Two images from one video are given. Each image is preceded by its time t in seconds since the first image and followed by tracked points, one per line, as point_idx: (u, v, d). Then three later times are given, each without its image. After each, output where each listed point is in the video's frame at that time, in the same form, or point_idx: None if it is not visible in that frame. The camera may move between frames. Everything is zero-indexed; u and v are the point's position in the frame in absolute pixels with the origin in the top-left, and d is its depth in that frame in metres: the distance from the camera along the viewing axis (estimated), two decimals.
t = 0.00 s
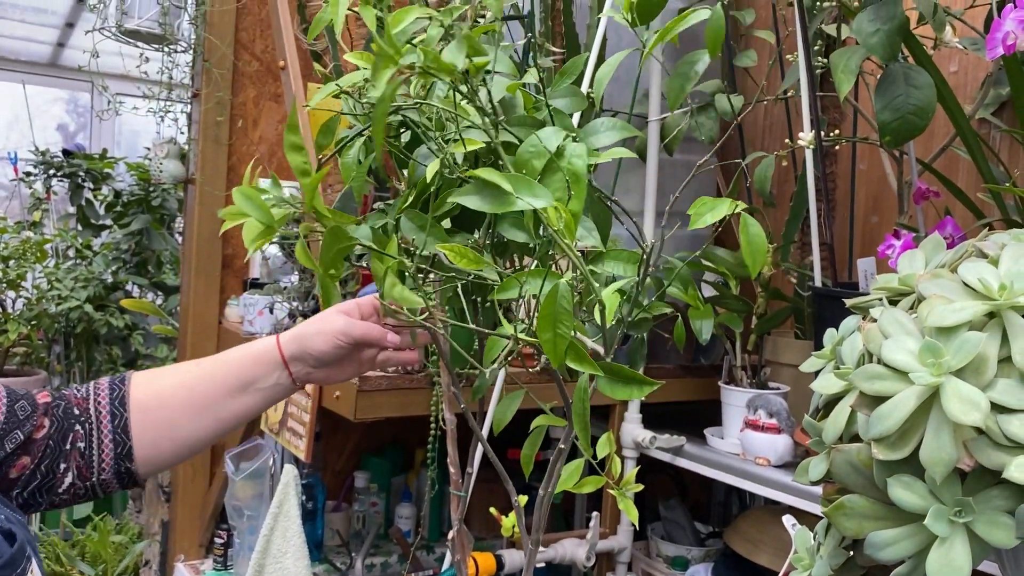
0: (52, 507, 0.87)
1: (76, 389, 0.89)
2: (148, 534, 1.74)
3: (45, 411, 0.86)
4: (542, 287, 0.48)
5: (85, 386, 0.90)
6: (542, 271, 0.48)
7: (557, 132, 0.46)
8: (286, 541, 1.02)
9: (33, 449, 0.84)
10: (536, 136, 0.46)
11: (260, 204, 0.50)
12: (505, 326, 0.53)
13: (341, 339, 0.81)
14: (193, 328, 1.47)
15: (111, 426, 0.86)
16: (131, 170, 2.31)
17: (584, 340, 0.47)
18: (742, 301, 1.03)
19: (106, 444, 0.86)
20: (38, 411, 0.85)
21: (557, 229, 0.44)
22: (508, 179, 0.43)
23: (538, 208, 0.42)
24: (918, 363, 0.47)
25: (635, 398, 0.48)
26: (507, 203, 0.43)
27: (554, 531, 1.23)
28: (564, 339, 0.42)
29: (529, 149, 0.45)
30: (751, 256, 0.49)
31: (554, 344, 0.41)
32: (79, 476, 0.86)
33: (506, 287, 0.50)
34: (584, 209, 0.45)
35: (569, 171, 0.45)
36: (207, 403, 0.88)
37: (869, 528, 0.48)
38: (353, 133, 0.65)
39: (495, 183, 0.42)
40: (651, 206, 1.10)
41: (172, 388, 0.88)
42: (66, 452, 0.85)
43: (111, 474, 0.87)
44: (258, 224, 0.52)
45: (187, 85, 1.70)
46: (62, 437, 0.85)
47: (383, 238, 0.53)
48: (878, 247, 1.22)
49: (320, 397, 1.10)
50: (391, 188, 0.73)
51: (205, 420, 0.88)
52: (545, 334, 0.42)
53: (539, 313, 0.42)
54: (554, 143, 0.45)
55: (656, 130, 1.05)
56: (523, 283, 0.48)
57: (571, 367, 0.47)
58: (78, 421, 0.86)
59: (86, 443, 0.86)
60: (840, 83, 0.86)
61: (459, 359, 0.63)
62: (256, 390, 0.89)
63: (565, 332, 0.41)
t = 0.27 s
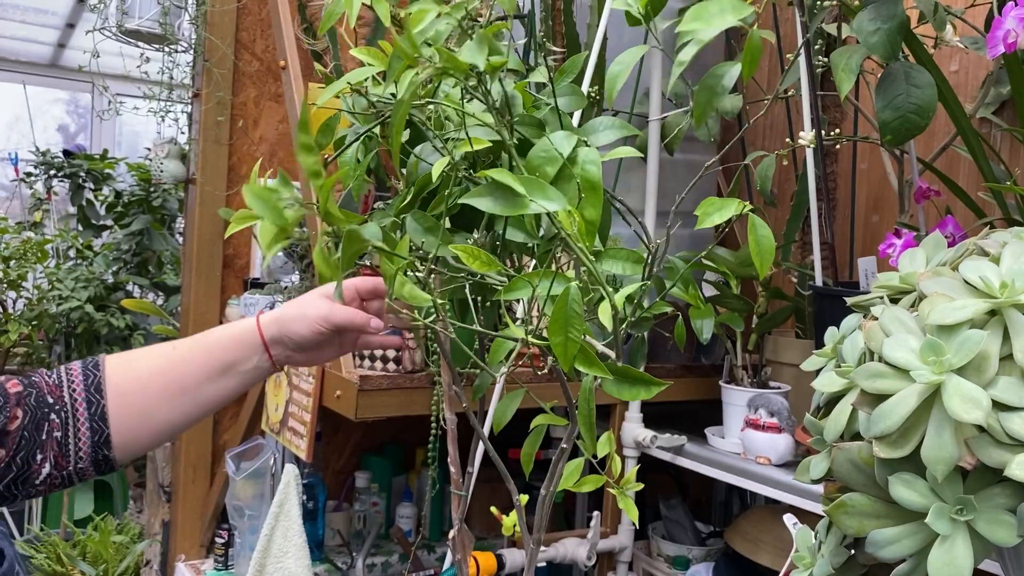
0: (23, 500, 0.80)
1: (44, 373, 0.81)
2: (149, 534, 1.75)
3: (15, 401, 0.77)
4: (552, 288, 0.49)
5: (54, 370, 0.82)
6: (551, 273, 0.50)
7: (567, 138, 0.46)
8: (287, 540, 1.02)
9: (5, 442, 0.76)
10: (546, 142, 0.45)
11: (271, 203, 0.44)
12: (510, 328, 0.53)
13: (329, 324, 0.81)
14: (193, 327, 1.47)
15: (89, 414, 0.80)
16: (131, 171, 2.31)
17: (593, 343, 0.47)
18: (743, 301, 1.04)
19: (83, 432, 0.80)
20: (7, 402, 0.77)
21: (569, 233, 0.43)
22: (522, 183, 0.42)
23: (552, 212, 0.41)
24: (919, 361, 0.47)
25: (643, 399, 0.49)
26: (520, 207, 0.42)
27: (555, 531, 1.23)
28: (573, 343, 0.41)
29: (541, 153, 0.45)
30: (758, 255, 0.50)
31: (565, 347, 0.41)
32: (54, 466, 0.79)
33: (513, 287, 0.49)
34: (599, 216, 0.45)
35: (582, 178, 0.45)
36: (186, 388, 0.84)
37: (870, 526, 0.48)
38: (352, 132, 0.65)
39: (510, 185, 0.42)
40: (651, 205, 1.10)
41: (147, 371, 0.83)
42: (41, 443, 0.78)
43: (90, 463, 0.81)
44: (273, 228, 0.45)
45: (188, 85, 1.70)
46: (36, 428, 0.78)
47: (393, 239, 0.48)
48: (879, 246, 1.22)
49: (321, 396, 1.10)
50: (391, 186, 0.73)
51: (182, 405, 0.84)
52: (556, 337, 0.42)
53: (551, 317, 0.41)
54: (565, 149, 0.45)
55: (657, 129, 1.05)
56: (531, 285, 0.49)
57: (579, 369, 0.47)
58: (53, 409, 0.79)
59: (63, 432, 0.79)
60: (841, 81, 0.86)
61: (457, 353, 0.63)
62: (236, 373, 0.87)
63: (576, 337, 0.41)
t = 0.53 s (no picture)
0: (18, 492, 0.81)
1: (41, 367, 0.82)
2: (151, 532, 1.75)
3: (9, 394, 0.79)
4: (567, 297, 0.48)
5: (49, 363, 0.83)
6: (563, 280, 0.49)
7: (577, 131, 0.46)
8: (289, 537, 1.02)
9: None
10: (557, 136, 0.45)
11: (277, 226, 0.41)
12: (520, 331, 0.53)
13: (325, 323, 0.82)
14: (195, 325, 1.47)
15: (82, 409, 0.81)
16: (132, 169, 2.31)
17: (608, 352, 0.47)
18: (744, 298, 1.04)
19: (76, 427, 0.81)
20: (2, 396, 0.78)
21: (589, 241, 0.43)
22: (539, 193, 0.41)
23: (570, 223, 0.41)
24: (922, 357, 0.46)
25: (657, 403, 0.49)
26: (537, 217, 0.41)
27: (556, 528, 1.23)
28: (589, 352, 0.41)
29: (551, 148, 0.44)
30: (773, 254, 0.49)
31: (581, 357, 0.41)
32: (48, 460, 0.81)
33: (528, 299, 0.48)
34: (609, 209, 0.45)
35: (593, 171, 0.45)
36: (183, 382, 0.84)
37: (873, 522, 0.47)
38: (355, 128, 0.65)
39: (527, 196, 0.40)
40: (653, 202, 1.10)
41: (144, 365, 0.84)
42: (35, 438, 0.79)
43: (83, 457, 0.82)
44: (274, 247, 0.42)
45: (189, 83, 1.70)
46: (30, 422, 0.79)
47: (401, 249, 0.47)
48: (880, 243, 1.22)
49: (322, 393, 1.10)
50: (393, 183, 0.73)
51: (179, 399, 0.84)
52: (572, 346, 0.41)
53: (567, 325, 0.41)
54: (575, 144, 0.45)
55: (658, 126, 1.04)
56: (544, 295, 0.48)
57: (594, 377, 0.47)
58: (47, 404, 0.80)
59: (56, 427, 0.80)
60: (842, 78, 0.86)
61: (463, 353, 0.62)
62: (234, 367, 0.87)
63: (593, 346, 0.40)
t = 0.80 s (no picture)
0: (24, 488, 0.81)
1: (47, 361, 0.82)
2: (153, 529, 1.75)
3: (16, 388, 0.78)
4: (591, 311, 0.47)
5: (55, 356, 0.83)
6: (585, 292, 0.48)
7: (597, 136, 0.45)
8: (291, 534, 1.02)
9: (6, 430, 0.77)
10: (576, 142, 0.45)
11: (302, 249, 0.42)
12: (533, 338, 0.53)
13: (331, 316, 0.81)
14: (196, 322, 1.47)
15: (89, 403, 0.81)
16: (134, 166, 2.31)
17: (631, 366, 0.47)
18: (746, 295, 1.03)
19: (84, 421, 0.81)
20: (8, 389, 0.78)
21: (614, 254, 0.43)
22: (570, 208, 0.40)
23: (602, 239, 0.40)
24: (926, 352, 0.46)
25: (668, 410, 0.50)
26: (569, 234, 0.40)
27: (558, 525, 1.23)
28: (614, 367, 0.40)
29: (570, 155, 0.44)
30: (789, 257, 0.49)
31: (606, 373, 0.40)
32: (56, 454, 0.80)
33: (550, 316, 0.48)
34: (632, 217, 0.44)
35: (615, 179, 0.44)
36: (189, 375, 0.85)
37: (876, 517, 0.47)
38: (356, 125, 0.65)
39: (558, 212, 0.40)
40: (655, 199, 1.10)
41: (149, 359, 0.84)
42: (43, 431, 0.79)
43: (90, 451, 0.82)
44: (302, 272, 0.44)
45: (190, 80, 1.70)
46: (37, 416, 0.79)
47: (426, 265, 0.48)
48: (883, 240, 1.21)
49: (325, 389, 1.10)
50: (395, 179, 0.73)
51: (184, 393, 0.85)
52: (596, 362, 0.40)
53: (593, 341, 0.40)
54: (598, 148, 0.44)
55: (661, 123, 1.04)
56: (566, 312, 0.48)
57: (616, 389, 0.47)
58: (53, 397, 0.80)
59: (63, 421, 0.80)
60: (845, 74, 0.85)
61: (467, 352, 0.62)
62: (240, 360, 0.88)
63: (618, 362, 0.40)
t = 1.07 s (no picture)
0: (36, 471, 0.83)
1: (56, 347, 0.84)
2: (155, 524, 1.76)
3: (24, 373, 0.80)
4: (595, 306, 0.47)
5: (65, 342, 0.84)
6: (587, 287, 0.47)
7: (596, 127, 0.45)
8: (293, 529, 1.02)
9: (14, 416, 0.78)
10: (575, 133, 0.45)
11: (307, 238, 0.43)
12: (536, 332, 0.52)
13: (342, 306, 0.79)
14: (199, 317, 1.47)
15: (98, 388, 0.82)
16: (136, 162, 2.32)
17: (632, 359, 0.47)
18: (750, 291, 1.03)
19: (93, 407, 0.82)
20: (16, 375, 0.79)
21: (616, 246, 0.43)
22: (572, 202, 0.40)
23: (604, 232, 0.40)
24: (930, 347, 0.46)
25: (674, 404, 0.50)
26: (570, 227, 0.40)
27: (560, 521, 1.23)
28: (617, 361, 0.40)
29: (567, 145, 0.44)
30: (795, 251, 0.47)
31: (608, 367, 0.40)
32: (65, 439, 0.82)
33: (554, 312, 0.47)
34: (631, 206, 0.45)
35: (613, 169, 0.44)
36: (200, 363, 0.84)
37: (880, 513, 0.47)
38: (360, 119, 0.65)
39: (559, 205, 0.39)
40: (659, 195, 1.09)
41: (159, 346, 0.84)
42: (51, 417, 0.81)
43: (100, 436, 0.83)
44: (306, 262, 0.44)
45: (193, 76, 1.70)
46: (45, 402, 0.81)
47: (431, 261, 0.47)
48: (887, 235, 1.21)
49: (327, 384, 1.10)
50: (398, 174, 0.72)
51: (195, 380, 0.84)
52: (598, 355, 0.40)
53: (595, 335, 0.40)
54: (597, 138, 0.44)
55: (664, 118, 1.04)
56: (570, 307, 0.47)
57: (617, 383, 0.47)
58: (62, 383, 0.81)
59: (72, 406, 0.82)
60: (849, 68, 0.85)
61: (471, 347, 0.62)
62: (251, 348, 0.86)
63: (620, 355, 0.40)
